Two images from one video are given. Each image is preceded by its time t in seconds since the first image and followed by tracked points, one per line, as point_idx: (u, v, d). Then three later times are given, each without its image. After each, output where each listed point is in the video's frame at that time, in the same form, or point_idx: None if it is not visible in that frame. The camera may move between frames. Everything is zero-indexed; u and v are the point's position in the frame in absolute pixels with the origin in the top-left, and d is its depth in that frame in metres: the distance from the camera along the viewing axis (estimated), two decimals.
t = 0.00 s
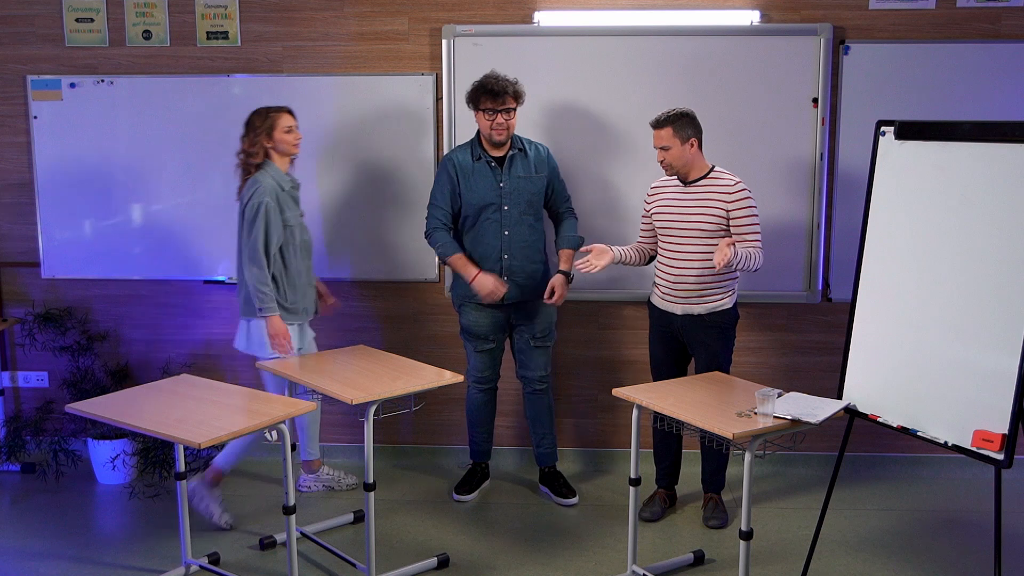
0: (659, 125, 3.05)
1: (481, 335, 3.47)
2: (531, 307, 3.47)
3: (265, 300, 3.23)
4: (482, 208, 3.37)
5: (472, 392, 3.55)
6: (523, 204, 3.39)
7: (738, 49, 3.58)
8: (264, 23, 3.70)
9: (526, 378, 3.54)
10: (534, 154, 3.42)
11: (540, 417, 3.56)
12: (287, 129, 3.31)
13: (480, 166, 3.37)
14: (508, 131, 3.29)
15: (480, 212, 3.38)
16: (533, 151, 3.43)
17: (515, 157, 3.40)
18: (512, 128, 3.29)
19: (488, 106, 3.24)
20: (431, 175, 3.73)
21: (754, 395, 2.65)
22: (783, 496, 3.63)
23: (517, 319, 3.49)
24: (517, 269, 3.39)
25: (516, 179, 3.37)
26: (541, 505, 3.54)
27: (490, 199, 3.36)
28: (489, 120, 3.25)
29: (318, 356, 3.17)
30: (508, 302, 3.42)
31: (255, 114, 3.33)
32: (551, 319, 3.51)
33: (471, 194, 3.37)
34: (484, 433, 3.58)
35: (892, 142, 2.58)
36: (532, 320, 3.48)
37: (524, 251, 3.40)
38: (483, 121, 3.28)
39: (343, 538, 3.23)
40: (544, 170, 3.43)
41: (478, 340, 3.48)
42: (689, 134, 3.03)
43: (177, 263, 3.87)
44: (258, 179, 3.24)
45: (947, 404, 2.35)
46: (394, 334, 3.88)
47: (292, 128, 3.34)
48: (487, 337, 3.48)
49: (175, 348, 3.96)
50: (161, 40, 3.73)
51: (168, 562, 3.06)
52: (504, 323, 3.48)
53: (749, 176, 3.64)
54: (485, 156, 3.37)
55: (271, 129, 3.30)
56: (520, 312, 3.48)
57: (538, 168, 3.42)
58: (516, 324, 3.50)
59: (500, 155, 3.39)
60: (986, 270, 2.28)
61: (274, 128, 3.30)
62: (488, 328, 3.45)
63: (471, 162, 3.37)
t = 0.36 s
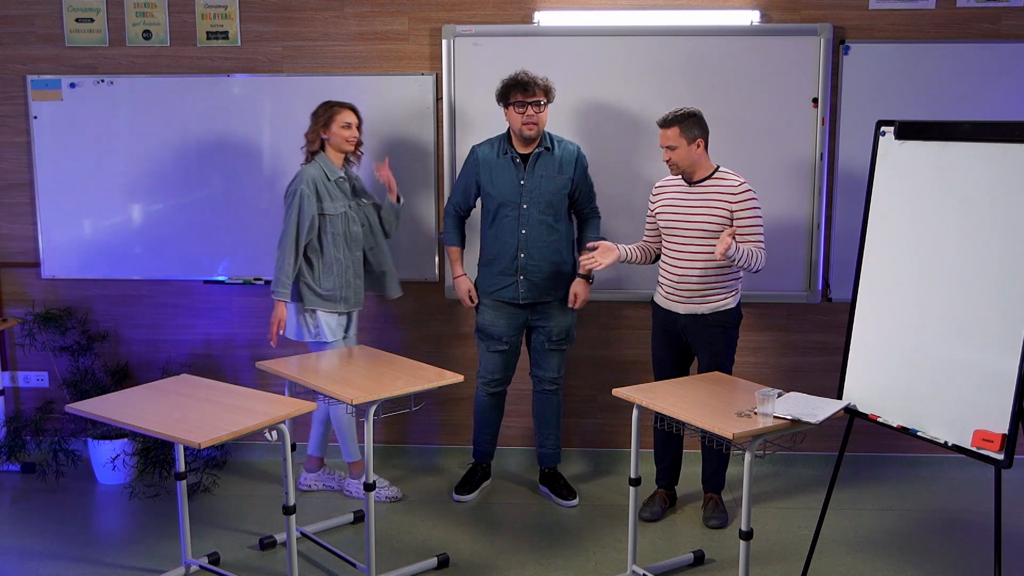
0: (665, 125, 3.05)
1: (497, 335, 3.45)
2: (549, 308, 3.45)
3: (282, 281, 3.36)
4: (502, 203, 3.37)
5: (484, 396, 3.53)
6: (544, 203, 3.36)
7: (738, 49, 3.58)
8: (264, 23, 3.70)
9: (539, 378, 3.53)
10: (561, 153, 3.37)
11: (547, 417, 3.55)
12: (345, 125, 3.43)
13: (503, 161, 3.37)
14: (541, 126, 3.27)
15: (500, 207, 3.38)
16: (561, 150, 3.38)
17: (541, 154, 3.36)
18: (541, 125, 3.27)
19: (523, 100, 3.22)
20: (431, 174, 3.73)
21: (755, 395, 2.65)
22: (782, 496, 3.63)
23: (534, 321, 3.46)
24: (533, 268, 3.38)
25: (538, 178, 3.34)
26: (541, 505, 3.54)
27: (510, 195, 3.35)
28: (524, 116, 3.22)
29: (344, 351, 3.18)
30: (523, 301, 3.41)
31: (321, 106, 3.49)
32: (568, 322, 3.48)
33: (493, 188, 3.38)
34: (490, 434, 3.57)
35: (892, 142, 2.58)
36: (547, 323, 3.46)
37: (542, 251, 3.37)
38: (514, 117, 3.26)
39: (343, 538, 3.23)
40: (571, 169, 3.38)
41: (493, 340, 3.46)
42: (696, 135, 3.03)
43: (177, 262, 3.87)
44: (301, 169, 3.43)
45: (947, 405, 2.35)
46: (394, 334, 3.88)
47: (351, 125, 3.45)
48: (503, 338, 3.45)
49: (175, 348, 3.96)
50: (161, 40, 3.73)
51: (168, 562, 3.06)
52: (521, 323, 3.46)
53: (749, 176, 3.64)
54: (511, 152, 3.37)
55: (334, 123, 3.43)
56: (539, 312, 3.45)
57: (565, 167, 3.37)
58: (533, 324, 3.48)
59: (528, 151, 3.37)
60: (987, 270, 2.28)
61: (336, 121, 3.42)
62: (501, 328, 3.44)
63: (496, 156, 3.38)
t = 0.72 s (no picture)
0: (678, 122, 3.03)
1: (498, 334, 3.45)
2: (551, 308, 3.44)
3: (316, 283, 3.38)
4: (500, 200, 3.38)
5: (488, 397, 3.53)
6: (542, 199, 3.35)
7: (738, 48, 3.58)
8: (264, 23, 3.70)
9: (539, 380, 3.52)
10: (561, 148, 3.37)
11: (546, 419, 3.54)
12: (373, 127, 3.35)
13: (500, 157, 3.38)
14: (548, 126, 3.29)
15: (499, 204, 3.39)
16: (559, 145, 3.38)
17: (540, 150, 3.36)
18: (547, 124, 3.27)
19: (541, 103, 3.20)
20: (431, 174, 3.74)
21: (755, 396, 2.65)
22: (783, 496, 3.63)
23: (535, 320, 3.46)
24: (533, 266, 3.37)
25: (536, 174, 3.34)
26: (542, 505, 3.54)
27: (508, 192, 3.36)
28: (540, 119, 3.22)
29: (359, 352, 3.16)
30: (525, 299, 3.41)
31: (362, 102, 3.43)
32: (568, 324, 3.47)
33: (491, 184, 3.39)
34: (500, 438, 3.56)
35: (892, 142, 2.58)
36: (546, 325, 3.46)
37: (543, 248, 3.36)
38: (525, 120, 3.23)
39: (343, 538, 3.23)
40: (569, 165, 3.38)
41: (495, 339, 3.47)
42: (705, 135, 3.03)
43: (176, 262, 3.87)
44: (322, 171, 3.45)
45: (947, 405, 2.35)
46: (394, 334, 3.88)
47: (380, 128, 3.37)
48: (505, 337, 3.46)
49: (175, 348, 3.96)
50: (161, 40, 3.73)
51: (168, 562, 3.06)
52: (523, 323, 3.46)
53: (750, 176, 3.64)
54: (508, 148, 3.37)
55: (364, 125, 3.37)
56: (541, 311, 3.44)
57: (564, 162, 3.37)
58: (533, 325, 3.47)
59: (526, 148, 3.37)
60: (987, 270, 2.28)
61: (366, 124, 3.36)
62: (502, 327, 3.45)
63: (492, 153, 3.40)
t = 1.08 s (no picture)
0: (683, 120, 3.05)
1: (498, 336, 3.44)
2: (551, 308, 3.47)
3: (321, 276, 3.51)
4: (499, 203, 3.35)
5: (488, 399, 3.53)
6: (540, 200, 3.36)
7: (738, 48, 3.58)
8: (264, 23, 3.70)
9: (548, 380, 3.54)
10: (554, 149, 3.40)
11: (561, 417, 3.57)
12: (386, 118, 3.39)
13: (496, 160, 3.35)
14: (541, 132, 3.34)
15: (497, 206, 3.36)
16: (551, 145, 3.40)
17: (534, 152, 3.36)
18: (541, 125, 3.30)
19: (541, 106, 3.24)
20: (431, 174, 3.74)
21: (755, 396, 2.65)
22: (782, 496, 3.63)
23: (536, 320, 3.48)
24: (533, 266, 3.37)
25: (534, 175, 3.35)
26: (542, 505, 3.54)
27: (507, 195, 3.34)
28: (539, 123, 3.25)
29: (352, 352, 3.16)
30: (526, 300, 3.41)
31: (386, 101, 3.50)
32: (569, 318, 3.49)
33: (488, 188, 3.35)
34: (497, 437, 3.56)
35: (892, 142, 2.57)
36: (549, 322, 3.48)
37: (541, 248, 3.38)
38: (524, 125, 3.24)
39: (342, 538, 3.23)
40: (561, 164, 3.41)
41: (495, 342, 3.45)
42: (709, 135, 3.04)
43: (176, 262, 3.87)
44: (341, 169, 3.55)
45: (947, 405, 2.35)
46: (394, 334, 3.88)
47: (393, 119, 3.40)
48: (505, 339, 3.45)
49: (175, 348, 3.97)
50: (161, 39, 3.73)
51: (168, 562, 3.06)
52: (522, 324, 3.47)
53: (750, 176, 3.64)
54: (501, 151, 3.34)
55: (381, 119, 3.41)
56: (539, 311, 3.47)
57: (556, 163, 3.40)
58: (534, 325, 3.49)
59: (519, 151, 3.36)
60: (987, 270, 2.28)
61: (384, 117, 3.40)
62: (502, 329, 3.43)
63: (487, 156, 3.36)
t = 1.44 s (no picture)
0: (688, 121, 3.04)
1: (508, 336, 3.43)
2: (562, 309, 3.43)
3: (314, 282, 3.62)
4: (513, 199, 3.37)
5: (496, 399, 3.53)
6: (556, 197, 3.35)
7: (738, 48, 3.58)
8: (264, 23, 3.70)
9: (552, 380, 3.54)
10: (572, 147, 3.39)
11: (565, 418, 3.57)
12: (377, 119, 3.40)
13: (513, 156, 3.37)
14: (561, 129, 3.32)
15: (512, 202, 3.37)
16: (570, 144, 3.39)
17: (552, 149, 3.36)
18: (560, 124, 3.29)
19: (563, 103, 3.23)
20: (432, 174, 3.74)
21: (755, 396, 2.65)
22: (782, 496, 3.63)
23: (546, 323, 3.45)
24: (546, 263, 3.37)
25: (550, 172, 3.35)
26: (542, 505, 3.54)
27: (521, 191, 3.35)
28: (559, 120, 3.24)
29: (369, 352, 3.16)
30: (538, 298, 3.40)
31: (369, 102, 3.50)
32: (580, 324, 3.47)
33: (503, 183, 3.37)
34: (500, 437, 3.56)
35: (892, 142, 2.57)
36: (557, 326, 3.45)
37: (555, 245, 3.37)
38: (541, 121, 3.22)
39: (343, 538, 3.23)
40: (580, 163, 3.39)
41: (504, 342, 3.45)
42: (712, 135, 3.04)
43: (176, 262, 3.87)
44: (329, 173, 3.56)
45: (948, 405, 2.35)
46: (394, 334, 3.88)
47: (383, 120, 3.40)
48: (514, 339, 3.44)
49: (175, 348, 3.97)
50: (161, 39, 3.73)
51: (168, 562, 3.06)
52: (533, 325, 3.45)
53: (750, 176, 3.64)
54: (519, 147, 3.36)
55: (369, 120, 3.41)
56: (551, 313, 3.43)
57: (574, 161, 3.38)
58: (544, 328, 3.47)
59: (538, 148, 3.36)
60: (987, 270, 2.28)
61: (372, 119, 3.40)
62: (513, 329, 3.42)
63: (504, 152, 3.38)
